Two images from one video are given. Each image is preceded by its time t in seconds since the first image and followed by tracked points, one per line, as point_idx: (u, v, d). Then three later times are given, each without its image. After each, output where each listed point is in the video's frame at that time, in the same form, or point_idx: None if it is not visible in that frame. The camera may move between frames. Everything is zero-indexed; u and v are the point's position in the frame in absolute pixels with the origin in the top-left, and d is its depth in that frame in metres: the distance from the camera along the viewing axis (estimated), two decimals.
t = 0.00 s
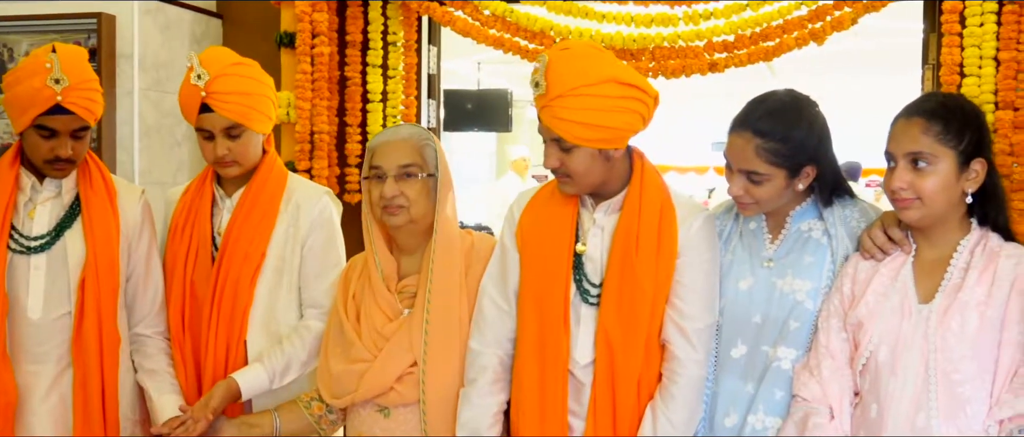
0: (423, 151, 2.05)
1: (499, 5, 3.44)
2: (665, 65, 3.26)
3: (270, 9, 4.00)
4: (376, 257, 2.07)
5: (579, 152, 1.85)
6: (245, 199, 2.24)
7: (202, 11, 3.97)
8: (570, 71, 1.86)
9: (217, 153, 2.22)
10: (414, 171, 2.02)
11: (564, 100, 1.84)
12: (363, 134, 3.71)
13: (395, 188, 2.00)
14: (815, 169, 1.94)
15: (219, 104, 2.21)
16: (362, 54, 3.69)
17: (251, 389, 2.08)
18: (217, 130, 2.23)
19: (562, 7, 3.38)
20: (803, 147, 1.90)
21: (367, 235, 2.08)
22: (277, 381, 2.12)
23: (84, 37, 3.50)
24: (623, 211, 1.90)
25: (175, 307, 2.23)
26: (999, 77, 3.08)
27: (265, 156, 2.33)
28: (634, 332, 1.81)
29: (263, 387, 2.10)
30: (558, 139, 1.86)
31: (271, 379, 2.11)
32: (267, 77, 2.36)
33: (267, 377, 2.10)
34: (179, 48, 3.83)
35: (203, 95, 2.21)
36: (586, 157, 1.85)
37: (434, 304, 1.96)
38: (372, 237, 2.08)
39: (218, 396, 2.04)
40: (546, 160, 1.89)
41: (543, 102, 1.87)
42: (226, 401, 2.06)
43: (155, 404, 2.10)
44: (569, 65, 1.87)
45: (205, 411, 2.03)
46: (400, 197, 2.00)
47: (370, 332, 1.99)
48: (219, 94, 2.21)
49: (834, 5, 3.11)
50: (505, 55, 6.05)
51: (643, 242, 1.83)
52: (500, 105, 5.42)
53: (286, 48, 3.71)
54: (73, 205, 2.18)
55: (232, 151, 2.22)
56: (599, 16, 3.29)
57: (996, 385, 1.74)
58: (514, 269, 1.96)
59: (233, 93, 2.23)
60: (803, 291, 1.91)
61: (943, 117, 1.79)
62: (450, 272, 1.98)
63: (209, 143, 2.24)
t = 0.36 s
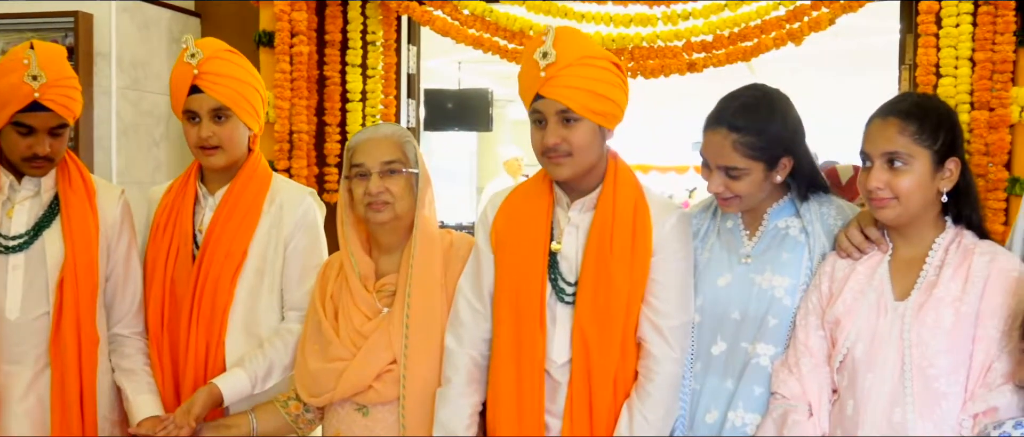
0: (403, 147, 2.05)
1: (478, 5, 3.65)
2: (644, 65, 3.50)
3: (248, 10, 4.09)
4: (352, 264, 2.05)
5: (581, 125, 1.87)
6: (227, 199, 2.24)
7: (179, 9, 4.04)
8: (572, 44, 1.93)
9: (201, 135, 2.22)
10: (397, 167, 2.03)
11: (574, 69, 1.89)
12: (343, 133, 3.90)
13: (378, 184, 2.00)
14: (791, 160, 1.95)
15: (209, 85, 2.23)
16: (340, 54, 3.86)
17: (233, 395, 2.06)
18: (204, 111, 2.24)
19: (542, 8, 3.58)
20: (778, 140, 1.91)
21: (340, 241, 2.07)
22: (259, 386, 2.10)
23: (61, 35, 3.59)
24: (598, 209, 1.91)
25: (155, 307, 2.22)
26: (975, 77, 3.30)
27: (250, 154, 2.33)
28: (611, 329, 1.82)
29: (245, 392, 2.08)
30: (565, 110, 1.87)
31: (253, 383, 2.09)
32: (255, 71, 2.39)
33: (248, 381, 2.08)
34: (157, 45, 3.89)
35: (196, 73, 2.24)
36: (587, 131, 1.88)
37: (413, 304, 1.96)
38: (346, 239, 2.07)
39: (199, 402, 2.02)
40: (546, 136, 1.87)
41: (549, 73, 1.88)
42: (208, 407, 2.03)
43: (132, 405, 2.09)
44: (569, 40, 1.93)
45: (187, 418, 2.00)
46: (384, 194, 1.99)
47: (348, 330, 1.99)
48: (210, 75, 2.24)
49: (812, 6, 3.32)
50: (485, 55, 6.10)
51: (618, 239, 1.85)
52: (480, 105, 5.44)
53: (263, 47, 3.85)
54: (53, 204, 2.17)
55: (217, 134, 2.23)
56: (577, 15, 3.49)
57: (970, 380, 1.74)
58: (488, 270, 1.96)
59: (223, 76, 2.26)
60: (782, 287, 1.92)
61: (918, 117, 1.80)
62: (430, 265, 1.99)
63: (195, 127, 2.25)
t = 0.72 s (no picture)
0: (376, 146, 2.05)
1: (457, 4, 3.73)
2: (623, 64, 3.58)
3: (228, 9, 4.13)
4: (326, 262, 2.05)
5: (565, 116, 1.88)
6: (209, 198, 2.23)
7: (156, 7, 4.08)
8: (560, 35, 1.95)
9: (185, 127, 2.23)
10: (370, 167, 2.03)
11: (560, 59, 1.91)
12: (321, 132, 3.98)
13: (351, 184, 2.00)
14: (773, 144, 1.96)
15: (196, 78, 2.25)
16: (319, 52, 3.95)
17: (213, 396, 2.04)
18: (188, 104, 2.25)
19: (521, 6, 3.70)
20: (758, 129, 1.92)
21: (313, 239, 2.07)
22: (238, 388, 2.09)
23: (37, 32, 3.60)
24: (575, 206, 1.92)
25: (133, 306, 2.20)
26: (950, 77, 3.33)
27: (233, 152, 2.33)
28: (587, 326, 1.83)
29: (225, 394, 2.06)
30: (550, 99, 1.89)
31: (232, 385, 2.08)
32: (242, 69, 2.40)
33: (228, 383, 2.07)
34: (134, 42, 3.92)
35: (182, 65, 2.25)
36: (571, 122, 1.88)
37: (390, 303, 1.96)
38: (318, 238, 2.07)
39: (180, 404, 2.01)
40: (530, 125, 1.88)
41: (536, 62, 1.90)
42: (189, 410, 2.02)
43: (108, 406, 2.08)
44: (556, 33, 1.95)
45: (169, 421, 2.01)
46: (357, 193, 1.99)
47: (323, 327, 1.99)
48: (197, 68, 2.26)
49: (789, 6, 3.38)
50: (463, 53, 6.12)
51: (595, 237, 1.86)
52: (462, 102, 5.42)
53: (242, 44, 3.94)
54: (30, 202, 2.16)
55: (201, 127, 2.24)
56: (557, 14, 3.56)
57: (943, 378, 1.73)
58: (464, 269, 1.96)
59: (210, 70, 2.27)
60: (760, 286, 1.91)
61: (901, 114, 1.81)
62: (404, 264, 1.99)
63: (178, 119, 2.25)
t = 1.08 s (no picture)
0: (351, 145, 2.05)
1: (435, 3, 3.77)
2: (600, 64, 3.59)
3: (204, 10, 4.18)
4: (301, 261, 2.05)
5: (547, 113, 1.89)
6: (188, 198, 2.22)
7: (133, 6, 4.10)
8: (545, 33, 1.96)
9: (163, 127, 2.23)
10: (345, 166, 2.03)
11: (545, 56, 1.91)
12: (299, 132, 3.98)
13: (328, 183, 2.00)
14: (750, 124, 1.99)
15: (175, 78, 2.24)
16: (296, 51, 3.96)
17: (191, 399, 2.04)
18: (167, 104, 2.25)
19: (499, 6, 3.71)
20: (740, 108, 1.94)
21: (289, 238, 2.06)
22: (217, 390, 2.09)
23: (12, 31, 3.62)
24: (553, 205, 1.92)
25: (109, 307, 2.19)
26: (925, 78, 3.35)
27: (211, 154, 2.32)
28: (563, 324, 1.83)
29: (203, 397, 2.06)
30: (533, 95, 1.89)
31: (211, 389, 2.07)
32: (221, 71, 2.38)
33: (207, 387, 2.06)
34: (110, 42, 3.95)
35: (163, 65, 2.25)
36: (552, 120, 1.89)
37: (367, 302, 1.96)
38: (293, 238, 2.07)
39: (160, 407, 2.01)
40: (512, 120, 1.88)
41: (521, 57, 1.90)
42: (168, 412, 2.02)
43: (82, 407, 2.07)
44: (540, 31, 1.96)
45: (147, 423, 2.01)
46: (333, 192, 1.99)
47: (298, 326, 1.99)
48: (177, 68, 2.25)
49: (766, 7, 3.40)
50: (442, 53, 6.13)
51: (572, 235, 1.86)
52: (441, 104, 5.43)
53: (219, 44, 3.94)
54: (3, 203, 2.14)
55: (178, 127, 2.23)
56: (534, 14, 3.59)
57: (918, 377, 1.71)
58: (441, 266, 1.96)
59: (190, 71, 2.27)
60: (734, 286, 1.90)
61: (875, 114, 1.82)
62: (381, 265, 1.99)
63: (156, 119, 2.25)
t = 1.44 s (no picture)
0: (328, 142, 2.05)
1: (415, 3, 3.80)
2: (580, 64, 3.61)
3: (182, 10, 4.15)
4: (279, 260, 2.04)
5: (529, 112, 1.89)
6: (169, 197, 2.22)
7: (112, 4, 4.07)
8: (527, 32, 1.96)
9: (143, 125, 2.22)
10: (323, 165, 2.02)
11: (526, 55, 1.92)
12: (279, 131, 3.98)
13: (307, 182, 2.00)
14: (719, 123, 1.99)
15: (157, 76, 2.24)
16: (276, 51, 3.96)
17: (175, 398, 2.04)
18: (149, 101, 2.24)
19: (479, 6, 3.71)
20: (711, 108, 1.96)
21: (267, 236, 2.06)
22: (200, 390, 2.09)
23: None
24: (533, 204, 1.93)
25: (87, 307, 2.19)
26: (903, 78, 3.37)
27: (191, 153, 2.31)
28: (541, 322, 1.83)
29: (186, 396, 2.06)
30: (515, 94, 1.89)
31: (195, 389, 2.08)
32: (203, 71, 2.37)
33: (190, 386, 2.06)
34: (89, 40, 3.94)
35: (145, 62, 2.24)
36: (534, 118, 1.89)
37: (347, 300, 1.97)
38: (270, 236, 2.06)
39: (144, 409, 2.01)
40: (494, 118, 1.88)
41: (503, 56, 1.90)
42: (152, 413, 2.02)
43: (60, 406, 2.07)
44: (522, 30, 1.96)
45: (132, 424, 2.00)
46: (313, 190, 1.99)
47: (275, 324, 1.99)
48: (159, 66, 2.25)
49: (744, 7, 3.43)
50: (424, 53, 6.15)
51: (551, 234, 1.86)
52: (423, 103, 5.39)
53: (198, 42, 3.95)
54: None
55: (159, 124, 2.22)
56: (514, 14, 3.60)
57: (892, 376, 1.72)
58: (420, 263, 1.95)
59: (172, 69, 2.26)
60: (708, 286, 1.91)
61: (848, 112, 1.83)
62: (359, 263, 1.99)
63: (137, 116, 2.24)
